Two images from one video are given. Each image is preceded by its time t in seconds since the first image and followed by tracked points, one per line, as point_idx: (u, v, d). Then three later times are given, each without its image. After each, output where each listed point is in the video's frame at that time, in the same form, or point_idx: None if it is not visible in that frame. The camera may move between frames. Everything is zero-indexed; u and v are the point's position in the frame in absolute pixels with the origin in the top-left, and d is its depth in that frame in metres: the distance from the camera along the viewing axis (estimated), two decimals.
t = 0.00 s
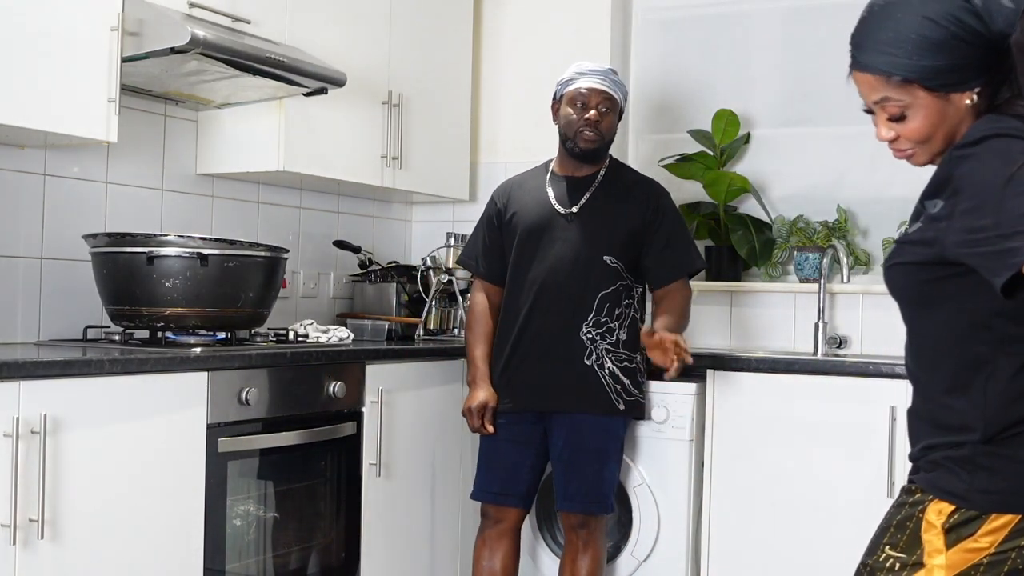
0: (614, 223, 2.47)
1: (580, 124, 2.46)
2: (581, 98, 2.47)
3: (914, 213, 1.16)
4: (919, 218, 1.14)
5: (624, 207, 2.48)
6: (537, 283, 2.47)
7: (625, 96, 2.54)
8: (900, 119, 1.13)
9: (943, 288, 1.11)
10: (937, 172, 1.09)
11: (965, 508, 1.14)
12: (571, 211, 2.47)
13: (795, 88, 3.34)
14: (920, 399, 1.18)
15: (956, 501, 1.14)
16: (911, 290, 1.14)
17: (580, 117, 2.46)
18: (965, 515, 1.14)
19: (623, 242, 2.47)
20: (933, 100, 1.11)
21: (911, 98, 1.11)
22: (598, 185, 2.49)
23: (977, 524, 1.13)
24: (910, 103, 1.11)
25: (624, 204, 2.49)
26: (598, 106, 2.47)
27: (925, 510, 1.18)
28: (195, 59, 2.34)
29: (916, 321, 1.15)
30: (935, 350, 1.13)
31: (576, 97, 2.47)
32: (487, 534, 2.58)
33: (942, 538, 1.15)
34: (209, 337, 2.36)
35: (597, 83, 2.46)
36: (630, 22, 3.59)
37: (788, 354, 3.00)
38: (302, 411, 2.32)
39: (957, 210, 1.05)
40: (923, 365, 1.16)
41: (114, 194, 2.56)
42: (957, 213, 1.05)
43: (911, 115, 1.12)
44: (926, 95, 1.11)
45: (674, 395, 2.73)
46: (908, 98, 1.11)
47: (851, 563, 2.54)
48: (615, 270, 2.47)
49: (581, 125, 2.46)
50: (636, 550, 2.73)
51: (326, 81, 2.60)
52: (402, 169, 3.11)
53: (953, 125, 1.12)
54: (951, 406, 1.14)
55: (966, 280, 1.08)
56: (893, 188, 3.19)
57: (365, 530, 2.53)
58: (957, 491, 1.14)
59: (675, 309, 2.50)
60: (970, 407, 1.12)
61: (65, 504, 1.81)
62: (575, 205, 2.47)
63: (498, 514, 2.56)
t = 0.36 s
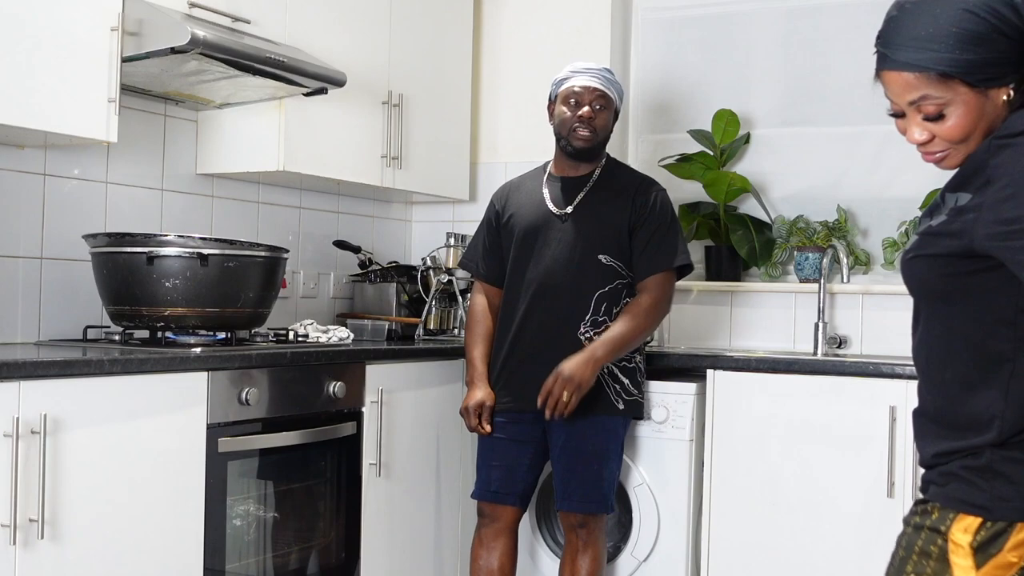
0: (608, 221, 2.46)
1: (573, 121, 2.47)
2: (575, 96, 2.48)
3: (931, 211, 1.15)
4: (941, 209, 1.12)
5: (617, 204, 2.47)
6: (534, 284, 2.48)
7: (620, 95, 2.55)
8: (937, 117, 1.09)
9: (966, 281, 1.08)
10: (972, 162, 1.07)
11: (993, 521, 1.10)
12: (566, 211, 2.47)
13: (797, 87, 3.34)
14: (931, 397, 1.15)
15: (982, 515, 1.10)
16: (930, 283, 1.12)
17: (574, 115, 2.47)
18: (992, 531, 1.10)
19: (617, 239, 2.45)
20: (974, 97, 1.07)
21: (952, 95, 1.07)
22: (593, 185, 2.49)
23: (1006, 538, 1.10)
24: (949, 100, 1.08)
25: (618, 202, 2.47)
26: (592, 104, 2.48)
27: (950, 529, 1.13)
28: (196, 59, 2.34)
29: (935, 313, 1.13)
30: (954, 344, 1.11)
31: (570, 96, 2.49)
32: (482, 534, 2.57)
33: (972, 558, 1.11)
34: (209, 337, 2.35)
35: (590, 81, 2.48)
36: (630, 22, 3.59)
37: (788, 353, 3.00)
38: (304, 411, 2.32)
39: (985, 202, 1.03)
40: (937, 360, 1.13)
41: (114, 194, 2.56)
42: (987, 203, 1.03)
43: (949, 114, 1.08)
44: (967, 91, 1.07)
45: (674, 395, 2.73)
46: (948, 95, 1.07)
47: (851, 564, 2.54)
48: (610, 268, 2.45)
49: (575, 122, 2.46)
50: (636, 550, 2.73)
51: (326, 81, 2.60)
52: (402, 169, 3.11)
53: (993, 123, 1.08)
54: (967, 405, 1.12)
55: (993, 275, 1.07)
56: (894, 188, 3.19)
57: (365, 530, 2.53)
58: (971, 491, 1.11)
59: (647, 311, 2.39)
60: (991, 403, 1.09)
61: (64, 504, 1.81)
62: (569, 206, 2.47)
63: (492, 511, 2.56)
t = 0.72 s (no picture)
0: (594, 227, 2.42)
1: (555, 127, 2.43)
2: (556, 99, 2.44)
3: (913, 218, 1.13)
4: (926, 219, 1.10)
5: (603, 210, 2.43)
6: (523, 293, 2.46)
7: (602, 94, 2.50)
8: (913, 121, 1.06)
9: (959, 285, 1.06)
10: (953, 167, 1.04)
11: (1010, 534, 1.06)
12: (554, 217, 2.44)
13: (796, 88, 3.34)
14: (929, 405, 1.12)
15: (998, 529, 1.07)
16: (923, 290, 1.09)
17: (555, 119, 2.43)
18: (1011, 546, 1.06)
19: (604, 245, 2.43)
20: (950, 98, 1.05)
21: (927, 98, 1.05)
22: (578, 190, 2.45)
23: None
24: (925, 103, 1.05)
25: (604, 207, 2.44)
26: (572, 107, 2.44)
27: (966, 546, 1.09)
28: (196, 59, 2.35)
29: (926, 319, 1.11)
30: (947, 349, 1.09)
31: (551, 99, 2.44)
32: (485, 536, 2.58)
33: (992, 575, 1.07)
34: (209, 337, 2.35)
35: (571, 83, 2.43)
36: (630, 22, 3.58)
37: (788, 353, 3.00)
38: (305, 411, 2.33)
39: (974, 206, 1.01)
40: (930, 367, 1.11)
41: (113, 194, 2.56)
42: (977, 206, 1.00)
43: (925, 117, 1.05)
44: (942, 93, 1.04)
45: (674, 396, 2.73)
46: (923, 98, 1.05)
47: (850, 564, 2.54)
48: (598, 275, 2.43)
49: (556, 127, 2.42)
50: (636, 550, 2.72)
51: (326, 81, 2.60)
52: (402, 169, 3.11)
53: (970, 123, 1.06)
54: (965, 412, 1.09)
55: (986, 278, 1.04)
56: (893, 188, 3.20)
57: (365, 530, 2.53)
58: (976, 503, 1.08)
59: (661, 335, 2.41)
60: (989, 409, 1.07)
61: (64, 503, 1.81)
62: (554, 214, 2.44)
63: (496, 513, 2.56)
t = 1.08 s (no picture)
0: (574, 233, 2.35)
1: (508, 138, 2.35)
2: (506, 109, 2.36)
3: (918, 214, 1.14)
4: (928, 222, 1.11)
5: (583, 215, 2.35)
6: (512, 302, 2.41)
7: (558, 91, 2.38)
8: (899, 104, 1.08)
9: (956, 287, 1.06)
10: (950, 171, 1.06)
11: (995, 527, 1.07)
12: (534, 227, 2.37)
13: (796, 87, 3.34)
14: (926, 404, 1.13)
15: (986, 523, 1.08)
16: (921, 292, 1.09)
17: (507, 130, 2.36)
18: (994, 539, 1.08)
19: (587, 251, 2.35)
20: (938, 83, 1.06)
21: (915, 80, 1.06)
22: (555, 196, 2.37)
23: (1007, 544, 1.07)
24: (911, 86, 1.07)
25: (583, 211, 2.35)
26: (523, 113, 2.35)
27: (951, 534, 1.11)
28: (196, 59, 2.34)
29: (930, 319, 1.10)
30: (948, 349, 1.08)
31: (503, 109, 2.37)
32: (484, 537, 2.57)
33: (973, 563, 1.08)
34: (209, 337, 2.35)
35: (516, 89, 2.33)
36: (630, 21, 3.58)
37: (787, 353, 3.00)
38: (305, 411, 2.33)
39: (974, 208, 1.01)
40: (929, 368, 1.11)
41: (113, 194, 2.56)
42: (975, 208, 1.01)
43: (912, 100, 1.07)
44: (929, 77, 1.06)
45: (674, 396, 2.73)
46: (910, 80, 1.07)
47: (850, 564, 2.54)
48: (586, 280, 2.37)
49: (508, 139, 2.35)
50: (636, 550, 2.73)
51: (326, 81, 2.60)
52: (402, 169, 3.11)
53: (956, 112, 1.07)
54: (961, 410, 1.09)
55: (982, 280, 1.05)
56: (893, 188, 3.20)
57: (365, 530, 2.53)
58: (968, 497, 1.09)
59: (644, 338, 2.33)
60: (984, 409, 1.07)
61: (65, 503, 1.81)
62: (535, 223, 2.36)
63: (496, 515, 2.55)
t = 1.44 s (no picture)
0: (558, 225, 2.33)
1: (492, 127, 2.33)
2: (490, 99, 2.34)
3: (908, 213, 1.16)
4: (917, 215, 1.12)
5: (567, 207, 2.34)
6: (495, 296, 2.38)
7: (545, 82, 2.35)
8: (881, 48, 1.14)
9: (938, 280, 1.07)
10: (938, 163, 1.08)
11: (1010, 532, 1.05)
12: (518, 217, 2.35)
13: (796, 87, 3.34)
14: (913, 403, 1.12)
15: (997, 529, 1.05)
16: (901, 284, 1.11)
17: (491, 119, 2.34)
18: (1009, 545, 1.05)
19: (572, 243, 2.34)
20: (910, 43, 1.10)
21: (896, 31, 1.11)
22: (541, 188, 2.35)
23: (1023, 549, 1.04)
24: (891, 35, 1.12)
25: (567, 203, 2.34)
26: (507, 103, 2.32)
27: (964, 542, 1.07)
28: (196, 59, 2.34)
29: (909, 314, 1.10)
30: (932, 343, 1.08)
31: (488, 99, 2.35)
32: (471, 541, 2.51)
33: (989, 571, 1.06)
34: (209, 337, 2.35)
35: (500, 79, 2.32)
36: (630, 21, 3.59)
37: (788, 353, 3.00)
38: (304, 411, 2.32)
39: (959, 201, 1.01)
40: (918, 364, 1.11)
41: (113, 194, 2.56)
42: (961, 202, 1.01)
43: (888, 48, 1.13)
44: (903, 33, 1.10)
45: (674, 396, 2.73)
46: (891, 29, 1.12)
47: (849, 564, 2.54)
48: (569, 273, 2.35)
49: (492, 128, 2.33)
50: (636, 550, 2.73)
51: (326, 81, 2.60)
52: (402, 169, 3.11)
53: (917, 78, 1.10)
54: (954, 407, 1.08)
55: (965, 274, 1.05)
56: (893, 188, 3.20)
57: (365, 530, 2.53)
58: (977, 500, 1.06)
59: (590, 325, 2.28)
60: (972, 404, 1.06)
61: (65, 504, 1.81)
62: (519, 214, 2.35)
63: (479, 518, 2.50)
